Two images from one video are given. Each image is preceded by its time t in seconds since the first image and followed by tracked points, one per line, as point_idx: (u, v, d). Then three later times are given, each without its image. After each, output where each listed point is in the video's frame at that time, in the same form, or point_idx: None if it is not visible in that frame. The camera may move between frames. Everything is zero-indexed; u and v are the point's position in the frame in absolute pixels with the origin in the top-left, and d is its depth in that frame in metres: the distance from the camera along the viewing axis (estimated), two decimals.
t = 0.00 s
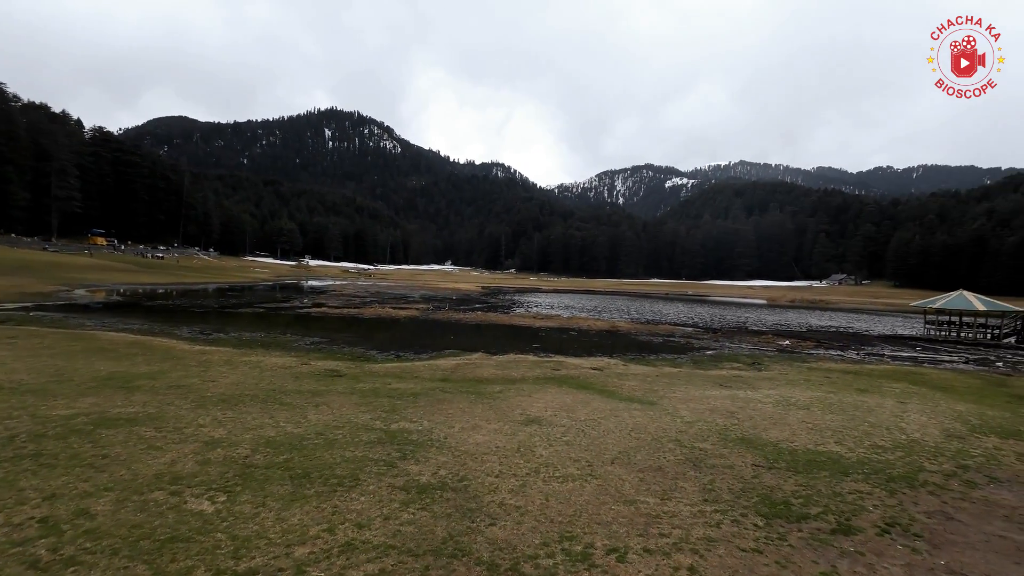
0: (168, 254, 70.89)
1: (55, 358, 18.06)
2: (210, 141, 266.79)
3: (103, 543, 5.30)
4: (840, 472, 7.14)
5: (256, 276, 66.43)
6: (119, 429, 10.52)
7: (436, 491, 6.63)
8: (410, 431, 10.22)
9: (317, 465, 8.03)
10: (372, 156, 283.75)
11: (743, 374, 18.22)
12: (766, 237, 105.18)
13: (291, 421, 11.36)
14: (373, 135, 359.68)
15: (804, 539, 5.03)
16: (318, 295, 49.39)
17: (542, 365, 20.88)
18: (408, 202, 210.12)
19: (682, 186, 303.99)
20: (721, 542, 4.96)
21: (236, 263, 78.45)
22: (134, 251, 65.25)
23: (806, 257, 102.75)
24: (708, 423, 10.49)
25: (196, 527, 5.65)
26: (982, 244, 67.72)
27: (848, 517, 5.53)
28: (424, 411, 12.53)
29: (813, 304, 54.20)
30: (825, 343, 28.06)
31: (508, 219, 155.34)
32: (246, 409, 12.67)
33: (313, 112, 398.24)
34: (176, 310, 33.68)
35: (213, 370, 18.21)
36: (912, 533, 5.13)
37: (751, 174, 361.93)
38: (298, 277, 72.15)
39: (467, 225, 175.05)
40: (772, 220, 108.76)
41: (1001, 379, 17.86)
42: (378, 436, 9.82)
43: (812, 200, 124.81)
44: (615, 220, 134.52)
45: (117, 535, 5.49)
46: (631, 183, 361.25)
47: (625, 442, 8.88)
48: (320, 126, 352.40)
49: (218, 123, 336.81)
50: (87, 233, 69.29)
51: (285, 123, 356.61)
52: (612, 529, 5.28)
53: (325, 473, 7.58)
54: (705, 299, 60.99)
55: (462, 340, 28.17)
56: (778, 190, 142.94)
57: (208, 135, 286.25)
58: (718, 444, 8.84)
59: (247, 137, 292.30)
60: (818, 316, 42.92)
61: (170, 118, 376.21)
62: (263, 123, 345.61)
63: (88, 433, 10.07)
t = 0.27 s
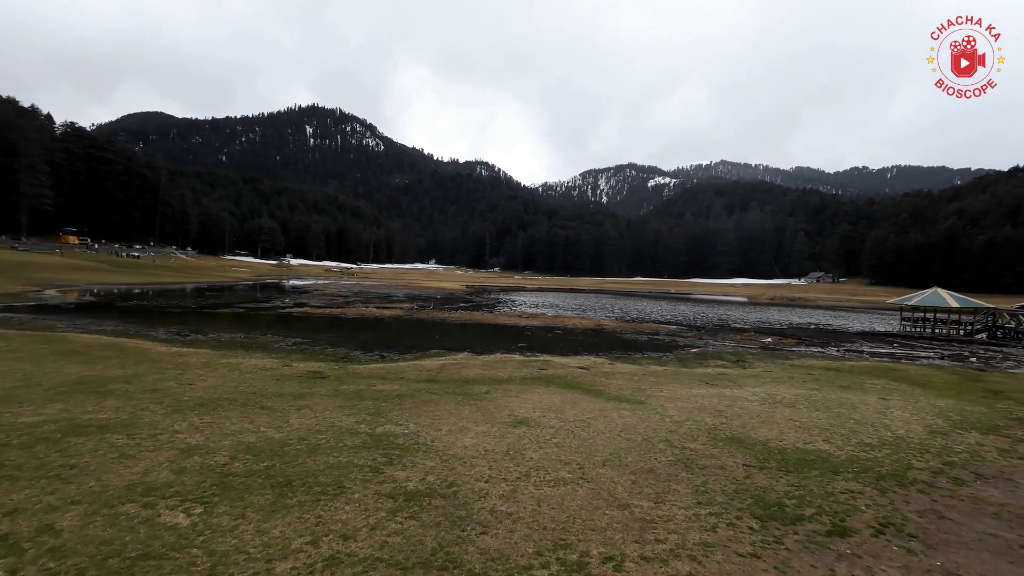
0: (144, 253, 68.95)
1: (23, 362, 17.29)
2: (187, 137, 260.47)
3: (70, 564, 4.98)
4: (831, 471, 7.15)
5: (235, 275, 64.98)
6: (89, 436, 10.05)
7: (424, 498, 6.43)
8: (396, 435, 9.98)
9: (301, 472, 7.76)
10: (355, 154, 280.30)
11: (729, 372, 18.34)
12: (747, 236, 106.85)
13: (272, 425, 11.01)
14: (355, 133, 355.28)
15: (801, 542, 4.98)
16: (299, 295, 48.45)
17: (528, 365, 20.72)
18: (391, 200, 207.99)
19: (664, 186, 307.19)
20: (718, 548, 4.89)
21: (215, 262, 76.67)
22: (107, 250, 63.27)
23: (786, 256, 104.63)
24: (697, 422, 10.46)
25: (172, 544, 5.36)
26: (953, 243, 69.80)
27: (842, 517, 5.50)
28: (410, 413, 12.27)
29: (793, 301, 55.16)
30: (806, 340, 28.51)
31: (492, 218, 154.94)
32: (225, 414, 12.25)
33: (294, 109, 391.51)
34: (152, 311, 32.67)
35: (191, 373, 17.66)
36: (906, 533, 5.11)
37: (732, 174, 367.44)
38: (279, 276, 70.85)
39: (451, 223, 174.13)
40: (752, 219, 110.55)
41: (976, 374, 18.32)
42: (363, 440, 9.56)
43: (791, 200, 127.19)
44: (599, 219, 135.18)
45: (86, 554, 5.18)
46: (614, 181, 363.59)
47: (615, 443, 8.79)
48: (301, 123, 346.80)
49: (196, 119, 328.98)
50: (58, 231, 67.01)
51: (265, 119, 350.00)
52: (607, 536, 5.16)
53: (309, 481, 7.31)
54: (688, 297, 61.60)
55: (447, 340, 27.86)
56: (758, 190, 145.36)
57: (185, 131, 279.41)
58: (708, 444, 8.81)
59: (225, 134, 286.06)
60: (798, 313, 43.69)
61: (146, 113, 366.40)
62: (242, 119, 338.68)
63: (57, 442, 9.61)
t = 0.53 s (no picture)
0: (117, 251, 66.85)
1: None
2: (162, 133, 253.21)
3: None
4: (818, 467, 7.19)
5: (213, 274, 63.42)
6: (55, 443, 9.55)
7: (409, 503, 6.24)
8: (380, 437, 9.75)
9: (281, 477, 7.49)
10: (336, 151, 276.31)
11: (712, 369, 18.51)
12: (727, 234, 108.46)
13: (250, 429, 10.65)
14: (336, 129, 350.13)
15: (793, 541, 4.95)
16: (280, 293, 47.53)
17: (513, 363, 20.61)
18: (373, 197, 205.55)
19: (646, 184, 310.03)
20: (710, 548, 4.85)
21: (192, 261, 74.78)
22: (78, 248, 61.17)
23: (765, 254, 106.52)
24: (684, 419, 10.48)
25: (143, 562, 5.10)
26: (924, 241, 71.95)
27: (832, 515, 5.48)
28: (393, 414, 12.03)
29: (772, 298, 56.15)
30: (787, 336, 28.96)
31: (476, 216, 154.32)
32: (201, 417, 11.81)
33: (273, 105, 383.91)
34: (125, 311, 31.58)
35: (165, 375, 17.06)
36: (895, 530, 5.11)
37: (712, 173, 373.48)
38: (258, 275, 69.42)
39: (435, 221, 172.93)
40: (733, 218, 112.23)
41: (949, 369, 18.83)
42: (345, 442, 9.31)
43: (770, 199, 129.59)
44: (582, 217, 135.74)
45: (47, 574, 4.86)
46: (597, 180, 365.71)
47: (604, 442, 8.72)
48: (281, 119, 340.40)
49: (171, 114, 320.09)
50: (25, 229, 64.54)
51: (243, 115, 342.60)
52: (599, 540, 5.05)
53: (289, 487, 7.04)
54: (670, 295, 62.23)
55: (430, 339, 27.59)
56: (738, 189, 147.87)
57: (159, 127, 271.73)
58: (695, 441, 8.80)
59: (201, 130, 279.08)
60: (778, 310, 44.47)
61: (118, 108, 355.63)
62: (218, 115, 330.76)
63: (20, 450, 9.11)
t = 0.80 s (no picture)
0: (87, 249, 64.61)
1: None
2: (135, 128, 245.81)
3: None
4: (802, 463, 7.17)
5: (189, 272, 61.72)
6: (14, 450, 9.04)
7: (389, 508, 6.02)
8: (359, 439, 9.46)
9: (256, 483, 7.18)
10: (316, 147, 271.93)
11: (695, 365, 18.61)
12: (708, 232, 109.96)
13: (223, 432, 10.24)
14: (316, 126, 344.57)
15: (782, 541, 4.88)
16: (258, 292, 46.51)
17: (497, 361, 20.43)
18: (355, 195, 202.86)
19: (629, 183, 312.33)
20: (699, 551, 4.74)
21: (167, 259, 72.72)
22: (46, 246, 58.91)
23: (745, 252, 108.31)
24: (668, 417, 10.45)
25: None
26: (896, 239, 73.98)
27: (819, 512, 5.43)
28: (374, 415, 11.74)
29: (752, 295, 57.07)
30: (766, 332, 29.37)
31: (459, 214, 153.48)
32: (172, 421, 11.34)
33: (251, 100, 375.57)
34: (94, 310, 30.42)
35: (136, 376, 16.43)
36: (882, 527, 5.08)
37: (693, 172, 378.12)
38: (237, 273, 67.87)
39: (417, 219, 171.53)
40: (713, 216, 113.80)
41: (923, 364, 19.27)
42: (324, 445, 9.01)
43: (749, 198, 131.86)
44: (566, 215, 136.09)
45: None
46: (580, 179, 367.32)
47: (590, 441, 8.60)
48: (259, 114, 333.46)
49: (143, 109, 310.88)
50: None
51: (219, 110, 334.66)
52: (585, 545, 4.91)
53: (262, 494, 6.72)
54: (653, 292, 62.81)
55: (413, 338, 27.21)
56: (718, 188, 150.03)
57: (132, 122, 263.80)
58: (680, 439, 8.74)
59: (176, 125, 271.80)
60: (757, 307, 45.16)
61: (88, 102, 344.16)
62: (194, 110, 322.64)
63: None
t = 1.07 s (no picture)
0: (53, 248, 62.12)
1: None
2: (104, 123, 237.77)
3: None
4: (784, 464, 7.12)
5: (161, 272, 59.78)
6: None
7: (362, 518, 5.75)
8: (334, 444, 9.11)
9: (222, 493, 6.82)
10: (295, 145, 267.08)
11: (677, 364, 18.66)
12: (688, 232, 111.41)
13: (190, 439, 9.77)
14: (295, 123, 338.35)
15: (765, 545, 4.78)
16: (233, 292, 45.26)
17: (479, 362, 20.17)
18: (334, 193, 199.77)
19: (610, 183, 314.67)
20: (683, 558, 4.61)
21: (138, 258, 70.37)
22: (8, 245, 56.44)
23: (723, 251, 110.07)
24: (651, 417, 10.36)
25: None
26: (869, 240, 76.03)
27: (801, 515, 5.35)
28: (350, 418, 11.37)
29: (730, 295, 57.96)
30: (745, 331, 29.74)
31: (441, 213, 152.45)
32: (137, 427, 10.79)
33: (227, 96, 366.90)
34: (57, 311, 29.10)
35: (100, 380, 15.69)
36: (865, 529, 5.01)
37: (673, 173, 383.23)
38: (212, 273, 66.14)
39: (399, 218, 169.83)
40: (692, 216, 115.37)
41: (896, 361, 19.71)
42: (296, 452, 8.64)
43: (728, 199, 134.12)
44: (548, 215, 136.34)
45: None
46: (562, 178, 368.80)
47: (571, 444, 8.43)
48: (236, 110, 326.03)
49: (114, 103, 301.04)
50: None
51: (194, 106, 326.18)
52: (566, 556, 4.72)
53: (227, 506, 6.37)
54: (634, 291, 63.27)
55: (392, 338, 26.73)
56: (697, 189, 152.29)
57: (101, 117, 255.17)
58: (663, 440, 8.65)
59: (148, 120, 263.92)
60: (736, 306, 45.80)
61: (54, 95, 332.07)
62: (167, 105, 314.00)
63: None
